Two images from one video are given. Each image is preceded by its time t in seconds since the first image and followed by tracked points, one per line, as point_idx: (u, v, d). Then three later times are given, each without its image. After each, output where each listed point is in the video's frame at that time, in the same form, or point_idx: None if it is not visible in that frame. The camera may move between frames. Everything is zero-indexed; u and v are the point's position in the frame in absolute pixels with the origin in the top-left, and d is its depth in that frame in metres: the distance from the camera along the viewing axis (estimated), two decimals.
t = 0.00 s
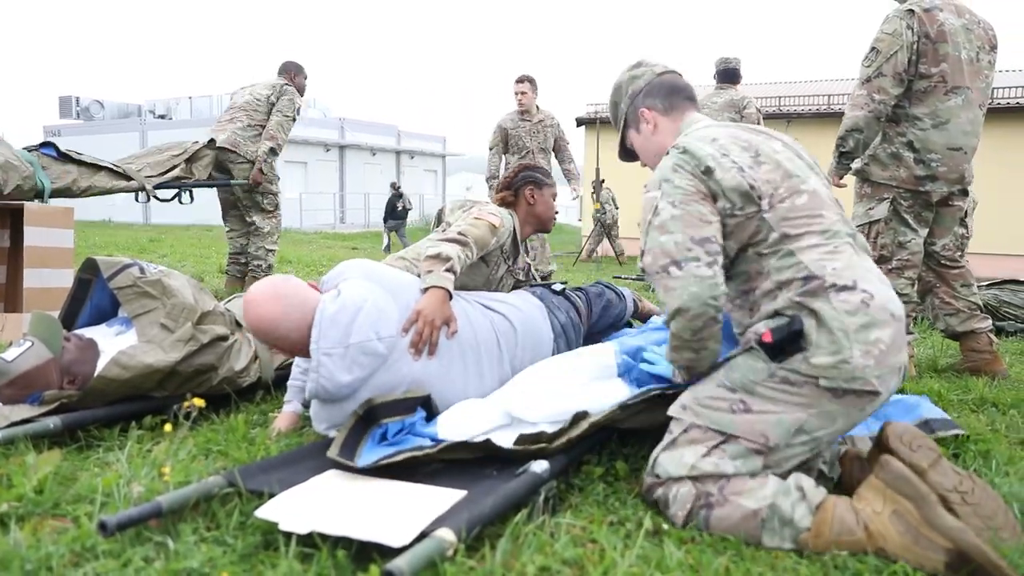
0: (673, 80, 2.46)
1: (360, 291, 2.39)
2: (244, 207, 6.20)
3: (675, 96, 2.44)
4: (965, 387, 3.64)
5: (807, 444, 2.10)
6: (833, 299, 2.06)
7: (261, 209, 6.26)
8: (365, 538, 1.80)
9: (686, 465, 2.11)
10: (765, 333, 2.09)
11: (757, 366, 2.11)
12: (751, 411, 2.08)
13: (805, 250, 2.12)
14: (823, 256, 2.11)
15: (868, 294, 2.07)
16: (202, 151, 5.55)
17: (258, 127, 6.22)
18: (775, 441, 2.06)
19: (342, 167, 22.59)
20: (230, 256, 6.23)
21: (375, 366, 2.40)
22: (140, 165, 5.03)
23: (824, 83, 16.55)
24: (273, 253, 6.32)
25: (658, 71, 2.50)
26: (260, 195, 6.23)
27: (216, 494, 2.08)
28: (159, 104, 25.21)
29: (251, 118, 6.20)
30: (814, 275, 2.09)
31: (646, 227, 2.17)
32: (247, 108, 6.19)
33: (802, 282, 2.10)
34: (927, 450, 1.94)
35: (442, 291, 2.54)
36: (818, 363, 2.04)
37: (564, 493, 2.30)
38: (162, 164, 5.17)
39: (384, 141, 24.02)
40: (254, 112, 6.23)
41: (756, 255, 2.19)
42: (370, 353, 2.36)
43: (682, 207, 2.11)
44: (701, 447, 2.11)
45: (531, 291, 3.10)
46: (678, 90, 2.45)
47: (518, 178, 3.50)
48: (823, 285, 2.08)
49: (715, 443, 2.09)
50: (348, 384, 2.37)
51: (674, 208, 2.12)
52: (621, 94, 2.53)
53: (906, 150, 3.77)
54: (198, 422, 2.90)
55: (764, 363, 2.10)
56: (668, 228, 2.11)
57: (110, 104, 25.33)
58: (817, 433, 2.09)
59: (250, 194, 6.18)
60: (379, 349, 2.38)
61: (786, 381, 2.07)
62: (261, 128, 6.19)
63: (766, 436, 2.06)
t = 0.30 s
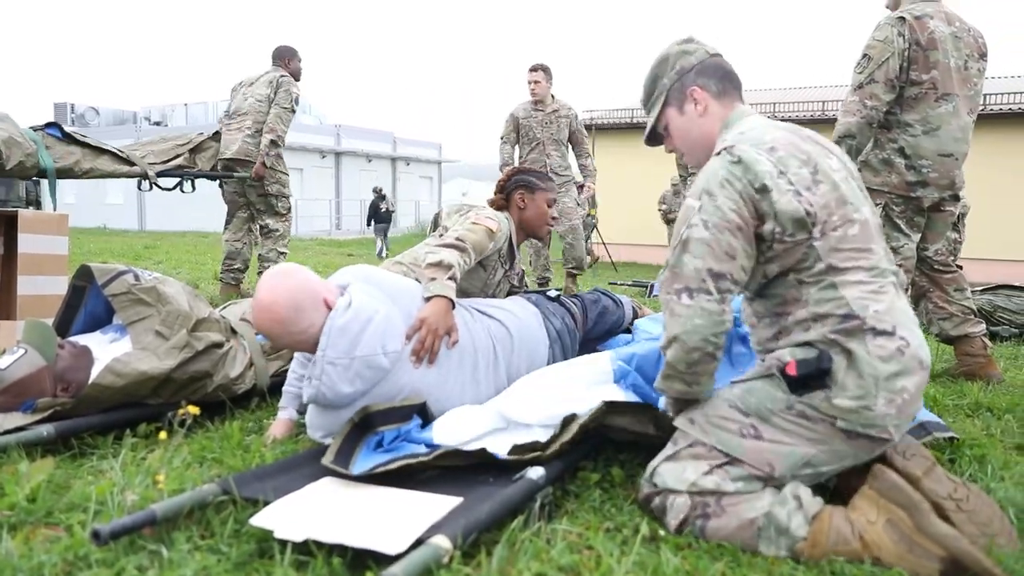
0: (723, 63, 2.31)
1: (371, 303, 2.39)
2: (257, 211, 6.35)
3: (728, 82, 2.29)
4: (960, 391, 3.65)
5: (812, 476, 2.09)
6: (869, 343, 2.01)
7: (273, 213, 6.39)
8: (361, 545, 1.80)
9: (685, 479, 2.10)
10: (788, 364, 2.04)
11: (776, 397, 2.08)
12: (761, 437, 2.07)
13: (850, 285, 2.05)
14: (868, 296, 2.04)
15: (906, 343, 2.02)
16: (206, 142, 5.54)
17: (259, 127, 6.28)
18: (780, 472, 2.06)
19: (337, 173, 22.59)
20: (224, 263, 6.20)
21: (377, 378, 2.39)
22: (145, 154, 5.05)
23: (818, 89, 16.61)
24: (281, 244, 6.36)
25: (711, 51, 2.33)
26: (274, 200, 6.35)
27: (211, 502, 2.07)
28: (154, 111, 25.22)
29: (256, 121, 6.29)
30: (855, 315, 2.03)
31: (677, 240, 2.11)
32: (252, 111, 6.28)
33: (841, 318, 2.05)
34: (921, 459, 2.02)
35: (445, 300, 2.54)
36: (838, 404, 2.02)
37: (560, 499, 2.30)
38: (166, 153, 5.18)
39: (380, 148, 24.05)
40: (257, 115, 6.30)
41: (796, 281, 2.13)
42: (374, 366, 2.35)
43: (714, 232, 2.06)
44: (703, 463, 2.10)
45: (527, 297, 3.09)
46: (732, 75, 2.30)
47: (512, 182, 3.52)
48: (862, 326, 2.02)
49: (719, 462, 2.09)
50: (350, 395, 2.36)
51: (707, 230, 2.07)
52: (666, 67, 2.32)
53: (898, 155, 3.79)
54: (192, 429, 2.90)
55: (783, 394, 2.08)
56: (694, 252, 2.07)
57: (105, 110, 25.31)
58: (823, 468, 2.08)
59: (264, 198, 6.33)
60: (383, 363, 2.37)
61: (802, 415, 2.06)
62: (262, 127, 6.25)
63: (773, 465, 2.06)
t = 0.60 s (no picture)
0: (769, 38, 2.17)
1: (371, 306, 2.38)
2: (265, 211, 6.48)
3: (774, 59, 2.16)
4: (949, 387, 3.67)
5: (803, 486, 2.09)
6: (879, 363, 1.99)
7: (279, 214, 6.49)
8: (351, 541, 1.80)
9: (676, 478, 2.11)
10: (791, 376, 2.02)
11: (774, 405, 2.06)
12: (755, 444, 2.07)
13: (867, 301, 2.02)
14: (884, 314, 2.01)
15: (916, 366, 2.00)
16: (220, 143, 5.65)
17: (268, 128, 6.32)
18: (772, 479, 2.06)
19: (330, 169, 22.54)
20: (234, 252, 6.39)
21: (372, 384, 2.40)
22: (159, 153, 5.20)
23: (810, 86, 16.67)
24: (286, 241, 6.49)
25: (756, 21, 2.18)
26: (282, 199, 6.46)
27: (201, 498, 2.07)
28: (146, 106, 25.12)
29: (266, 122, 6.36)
30: (870, 335, 2.00)
31: (729, 163, 1.91)
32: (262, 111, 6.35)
33: (855, 335, 2.02)
34: (907, 457, 2.05)
35: (445, 303, 2.55)
36: (835, 421, 2.02)
37: (551, 495, 2.30)
38: (180, 154, 5.31)
39: (373, 144, 24.01)
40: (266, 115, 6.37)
41: (818, 287, 2.07)
42: (369, 372, 2.36)
43: (776, 172, 1.89)
44: (694, 464, 2.11)
45: (520, 294, 3.13)
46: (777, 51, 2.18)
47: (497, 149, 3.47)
48: (876, 345, 1.99)
49: (710, 464, 2.10)
50: (344, 398, 2.37)
51: (768, 166, 1.90)
52: (709, 34, 2.15)
53: (885, 152, 3.83)
54: (183, 425, 2.89)
55: (782, 403, 2.06)
56: (753, 177, 1.88)
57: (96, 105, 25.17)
58: (813, 478, 2.09)
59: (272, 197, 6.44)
60: (379, 369, 2.37)
61: (799, 426, 2.06)
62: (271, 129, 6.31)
63: (765, 472, 2.06)
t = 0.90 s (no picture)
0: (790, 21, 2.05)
1: (378, 321, 2.33)
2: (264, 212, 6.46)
3: (791, 45, 2.06)
4: (939, 387, 3.69)
5: (792, 487, 2.10)
6: (870, 368, 1.99)
7: (276, 216, 6.48)
8: (340, 543, 1.79)
9: (666, 480, 2.11)
10: (780, 378, 2.03)
11: (764, 408, 2.06)
12: (744, 446, 2.07)
13: (860, 306, 2.01)
14: (875, 320, 2.00)
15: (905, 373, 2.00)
16: (239, 151, 6.02)
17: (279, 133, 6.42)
18: (762, 481, 2.06)
19: (324, 170, 22.50)
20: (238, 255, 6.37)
21: (369, 398, 2.38)
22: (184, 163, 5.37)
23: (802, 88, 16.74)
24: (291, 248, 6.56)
25: None
26: (281, 200, 6.46)
27: (190, 501, 2.06)
28: (138, 107, 25.05)
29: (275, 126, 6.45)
30: (859, 339, 2.00)
31: (763, 201, 1.83)
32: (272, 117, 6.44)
33: (846, 340, 2.01)
34: (897, 458, 2.05)
35: (453, 312, 2.54)
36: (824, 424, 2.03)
37: (541, 496, 2.30)
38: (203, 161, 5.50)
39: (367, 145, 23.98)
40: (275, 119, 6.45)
41: (812, 287, 2.06)
42: (368, 388, 2.34)
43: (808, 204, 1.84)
44: (684, 466, 2.11)
45: (518, 299, 3.10)
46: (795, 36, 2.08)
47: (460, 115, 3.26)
48: (868, 352, 1.99)
49: (699, 466, 2.10)
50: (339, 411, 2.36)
51: (800, 198, 1.84)
52: (731, 10, 2.01)
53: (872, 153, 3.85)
54: (172, 427, 2.87)
55: (771, 405, 2.05)
56: (788, 218, 1.81)
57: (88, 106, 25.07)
58: (802, 480, 2.10)
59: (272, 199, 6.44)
60: (377, 386, 2.35)
61: (788, 429, 2.06)
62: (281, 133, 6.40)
63: (755, 474, 2.06)
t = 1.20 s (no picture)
0: (817, 21, 2.05)
1: (393, 347, 2.30)
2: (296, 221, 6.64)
3: (818, 47, 2.06)
4: (936, 393, 3.69)
5: (788, 496, 2.10)
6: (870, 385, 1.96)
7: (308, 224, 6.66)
8: (334, 549, 1.79)
9: (662, 487, 2.12)
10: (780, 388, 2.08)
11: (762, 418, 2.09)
12: (742, 455, 2.10)
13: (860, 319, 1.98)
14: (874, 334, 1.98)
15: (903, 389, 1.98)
16: (265, 159, 5.86)
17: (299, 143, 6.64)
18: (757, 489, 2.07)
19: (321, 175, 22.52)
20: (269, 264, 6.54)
21: (371, 421, 2.37)
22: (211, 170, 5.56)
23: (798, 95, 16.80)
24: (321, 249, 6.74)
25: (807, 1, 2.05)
26: (312, 208, 6.65)
27: (184, 507, 2.05)
28: (136, 111, 25.10)
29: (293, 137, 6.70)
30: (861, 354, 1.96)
31: (827, 240, 1.80)
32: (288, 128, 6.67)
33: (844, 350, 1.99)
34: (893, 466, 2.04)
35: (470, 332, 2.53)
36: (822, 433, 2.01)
37: (536, 502, 2.29)
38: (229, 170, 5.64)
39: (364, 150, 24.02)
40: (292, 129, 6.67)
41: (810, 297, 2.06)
42: (372, 413, 2.32)
43: (873, 229, 1.81)
44: (682, 474, 2.14)
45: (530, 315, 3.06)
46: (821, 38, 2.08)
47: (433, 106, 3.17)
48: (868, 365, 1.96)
49: (696, 473, 2.13)
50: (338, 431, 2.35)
51: (863, 226, 1.80)
52: (757, 9, 2.02)
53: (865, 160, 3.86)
54: (166, 433, 2.86)
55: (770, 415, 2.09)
56: (857, 252, 1.79)
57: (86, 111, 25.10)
58: (798, 489, 2.10)
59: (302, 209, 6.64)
60: (382, 411, 2.34)
61: (787, 438, 2.08)
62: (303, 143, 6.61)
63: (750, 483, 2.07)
